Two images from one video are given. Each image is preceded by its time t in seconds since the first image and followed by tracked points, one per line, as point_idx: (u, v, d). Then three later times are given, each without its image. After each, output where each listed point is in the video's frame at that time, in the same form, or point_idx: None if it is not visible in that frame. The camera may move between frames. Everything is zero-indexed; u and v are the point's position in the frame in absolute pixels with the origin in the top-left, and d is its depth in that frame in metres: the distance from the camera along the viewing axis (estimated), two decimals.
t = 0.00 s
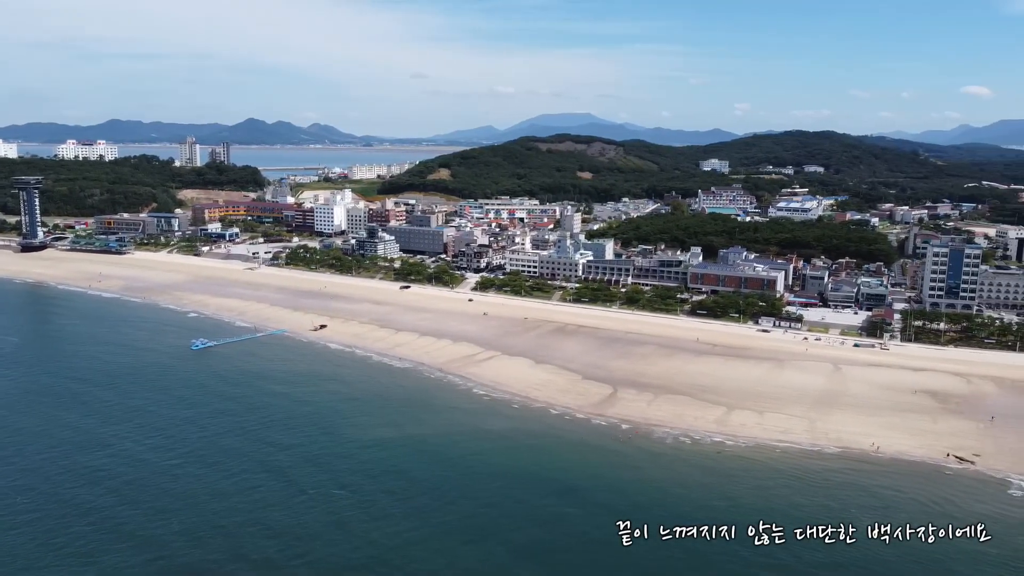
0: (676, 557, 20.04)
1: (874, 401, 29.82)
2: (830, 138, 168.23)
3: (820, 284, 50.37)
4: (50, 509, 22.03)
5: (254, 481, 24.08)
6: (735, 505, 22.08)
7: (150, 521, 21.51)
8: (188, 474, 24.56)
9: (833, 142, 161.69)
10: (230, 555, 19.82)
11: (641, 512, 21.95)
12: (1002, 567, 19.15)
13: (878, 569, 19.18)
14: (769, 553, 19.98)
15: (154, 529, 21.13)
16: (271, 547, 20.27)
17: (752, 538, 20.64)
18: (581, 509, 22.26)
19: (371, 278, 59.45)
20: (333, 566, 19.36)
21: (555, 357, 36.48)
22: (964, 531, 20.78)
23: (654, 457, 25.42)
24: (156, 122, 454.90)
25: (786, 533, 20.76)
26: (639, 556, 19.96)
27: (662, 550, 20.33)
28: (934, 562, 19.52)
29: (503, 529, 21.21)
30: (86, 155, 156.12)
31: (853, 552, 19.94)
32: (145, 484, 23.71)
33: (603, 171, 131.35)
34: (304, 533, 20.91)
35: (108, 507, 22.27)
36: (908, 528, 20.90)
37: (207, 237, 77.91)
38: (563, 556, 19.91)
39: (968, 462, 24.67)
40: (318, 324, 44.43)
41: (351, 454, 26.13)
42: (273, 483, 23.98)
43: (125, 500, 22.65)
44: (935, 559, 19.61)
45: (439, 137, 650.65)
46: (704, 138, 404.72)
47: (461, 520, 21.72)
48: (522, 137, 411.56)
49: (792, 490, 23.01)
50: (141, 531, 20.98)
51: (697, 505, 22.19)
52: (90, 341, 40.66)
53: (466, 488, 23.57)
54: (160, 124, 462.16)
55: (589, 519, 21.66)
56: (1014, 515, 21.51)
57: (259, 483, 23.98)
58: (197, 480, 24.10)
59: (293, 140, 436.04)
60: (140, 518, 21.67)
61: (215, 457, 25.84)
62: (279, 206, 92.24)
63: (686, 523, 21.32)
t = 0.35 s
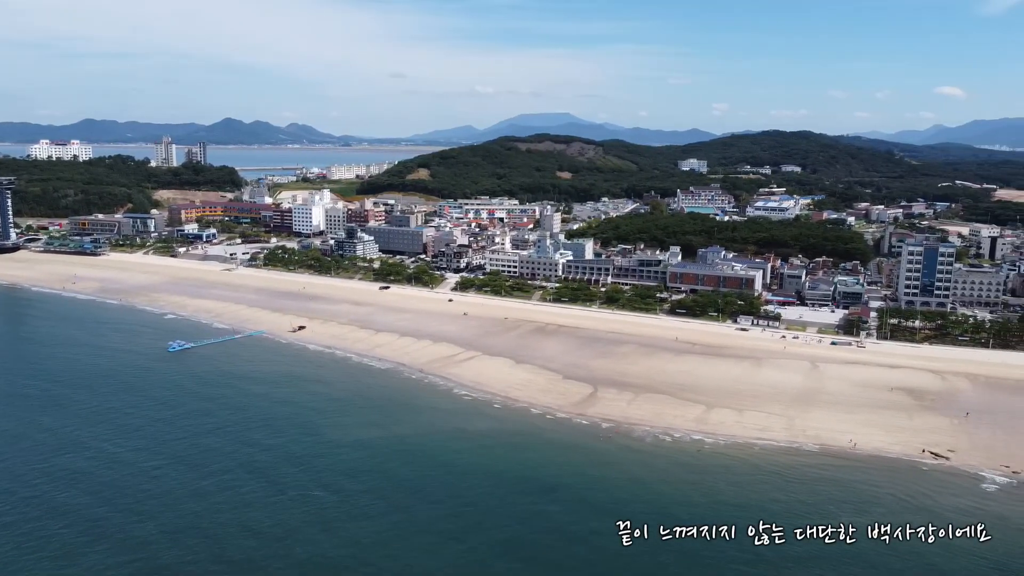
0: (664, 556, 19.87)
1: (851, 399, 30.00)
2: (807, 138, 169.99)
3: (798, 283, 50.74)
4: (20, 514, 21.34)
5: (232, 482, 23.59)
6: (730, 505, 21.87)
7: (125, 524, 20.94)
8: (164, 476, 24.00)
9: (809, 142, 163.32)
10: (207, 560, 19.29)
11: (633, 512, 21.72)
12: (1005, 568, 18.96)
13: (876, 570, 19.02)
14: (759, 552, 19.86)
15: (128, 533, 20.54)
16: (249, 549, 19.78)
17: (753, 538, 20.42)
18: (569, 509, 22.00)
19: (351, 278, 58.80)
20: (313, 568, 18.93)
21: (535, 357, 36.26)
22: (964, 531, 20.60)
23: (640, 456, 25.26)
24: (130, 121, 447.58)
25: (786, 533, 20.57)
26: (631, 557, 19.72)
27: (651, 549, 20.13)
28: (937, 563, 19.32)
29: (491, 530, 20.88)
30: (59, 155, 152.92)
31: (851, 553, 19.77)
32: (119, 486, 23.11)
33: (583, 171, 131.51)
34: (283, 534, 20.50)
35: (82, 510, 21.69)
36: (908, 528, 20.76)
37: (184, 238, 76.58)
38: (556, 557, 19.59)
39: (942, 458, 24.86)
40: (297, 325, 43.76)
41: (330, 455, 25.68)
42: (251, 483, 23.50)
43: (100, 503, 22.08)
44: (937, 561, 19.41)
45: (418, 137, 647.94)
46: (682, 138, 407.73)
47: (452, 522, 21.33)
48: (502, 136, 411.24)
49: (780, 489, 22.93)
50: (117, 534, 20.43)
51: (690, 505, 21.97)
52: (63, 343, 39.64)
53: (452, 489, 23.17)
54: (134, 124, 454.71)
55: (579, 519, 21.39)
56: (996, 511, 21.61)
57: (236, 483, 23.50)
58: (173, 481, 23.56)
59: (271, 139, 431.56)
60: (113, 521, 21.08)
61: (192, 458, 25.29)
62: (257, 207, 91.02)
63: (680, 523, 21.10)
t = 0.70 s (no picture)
0: (651, 554, 19.71)
1: (828, 396, 30.20)
2: (785, 138, 171.72)
3: (776, 282, 51.08)
4: None
5: (210, 483, 23.10)
6: (723, 505, 21.69)
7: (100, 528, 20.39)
8: (139, 478, 23.45)
9: (786, 142, 164.85)
10: (185, 563, 18.81)
11: (623, 511, 21.51)
12: (1008, 567, 18.75)
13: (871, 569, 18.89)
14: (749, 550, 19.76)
15: (104, 536, 20.03)
16: (229, 552, 19.36)
17: (752, 538, 20.23)
18: (556, 508, 21.76)
19: (330, 279, 58.17)
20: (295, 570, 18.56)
21: (515, 357, 36.05)
22: (964, 531, 20.41)
23: (627, 455, 25.09)
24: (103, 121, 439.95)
25: (786, 533, 20.41)
26: (620, 556, 19.52)
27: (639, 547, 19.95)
28: (940, 564, 19.11)
29: (478, 531, 20.57)
30: (29, 155, 149.69)
31: (848, 553, 19.66)
32: (93, 489, 22.52)
33: (563, 170, 131.59)
34: (262, 536, 20.08)
35: (55, 514, 21.10)
36: (908, 528, 20.55)
37: (160, 239, 75.27)
38: (547, 559, 19.30)
39: (918, 454, 25.05)
40: (275, 326, 43.13)
41: (309, 455, 25.25)
42: (230, 484, 23.05)
43: (74, 507, 21.48)
44: (937, 561, 19.26)
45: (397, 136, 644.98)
46: (661, 138, 409.91)
47: (439, 524, 20.96)
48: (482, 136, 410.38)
49: (766, 486, 22.89)
50: (91, 538, 19.88)
51: (682, 504, 21.80)
52: (35, 345, 38.67)
53: (438, 490, 22.82)
54: (107, 123, 446.90)
55: (567, 519, 21.15)
56: (978, 506, 21.71)
57: (214, 484, 23.02)
58: (149, 483, 23.01)
59: (248, 139, 426.66)
60: (88, 525, 20.55)
61: (168, 459, 24.74)
62: (234, 207, 89.78)
63: (673, 524, 20.87)
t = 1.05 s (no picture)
0: (638, 551, 19.59)
1: (805, 393, 30.36)
2: (763, 137, 173.48)
3: (754, 280, 51.40)
4: None
5: (188, 486, 22.61)
6: (716, 505, 21.54)
7: (77, 535, 19.88)
8: (115, 482, 22.89)
9: (763, 142, 166.33)
10: (161, 568, 18.37)
11: (614, 511, 21.32)
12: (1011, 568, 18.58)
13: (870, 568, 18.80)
14: (738, 548, 19.68)
15: (77, 542, 19.52)
16: (206, 556, 18.94)
17: (753, 539, 20.02)
18: (544, 508, 21.55)
19: (308, 280, 57.49)
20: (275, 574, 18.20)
21: (495, 356, 35.84)
22: (965, 531, 20.21)
23: (613, 453, 24.95)
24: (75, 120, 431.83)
25: (786, 533, 20.21)
26: (610, 555, 19.34)
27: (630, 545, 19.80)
28: (942, 564, 18.94)
29: (467, 534, 20.24)
30: None
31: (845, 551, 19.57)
32: (67, 494, 21.97)
33: (542, 170, 131.57)
34: (242, 540, 19.72)
35: (28, 519, 20.54)
36: (907, 528, 20.35)
37: (135, 240, 73.91)
38: (539, 561, 19.02)
39: (894, 450, 25.21)
40: (253, 327, 42.48)
41: (289, 457, 24.79)
42: (207, 487, 22.62)
43: (48, 514, 20.91)
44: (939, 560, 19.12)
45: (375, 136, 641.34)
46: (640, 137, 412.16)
47: (429, 527, 20.60)
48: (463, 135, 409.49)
49: (751, 483, 22.88)
50: (65, 545, 19.35)
51: (674, 504, 21.64)
52: (6, 347, 37.68)
53: (425, 492, 22.48)
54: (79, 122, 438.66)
55: (557, 519, 20.93)
56: (960, 501, 21.82)
57: (191, 487, 22.56)
58: (125, 487, 22.49)
59: (224, 138, 421.45)
60: (62, 531, 20.04)
61: (145, 462, 24.23)
62: (211, 207, 88.47)
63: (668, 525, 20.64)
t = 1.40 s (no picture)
0: (624, 550, 19.39)
1: (781, 391, 30.52)
2: (738, 137, 175.20)
3: (731, 279, 51.68)
4: None
5: (163, 493, 22.02)
6: (703, 505, 21.38)
7: (47, 547, 19.26)
8: (87, 489, 22.28)
9: (738, 142, 167.84)
10: None
11: (601, 511, 21.07)
12: (1012, 567, 18.41)
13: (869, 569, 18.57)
14: (725, 548, 19.53)
15: (48, 553, 18.97)
16: (180, 565, 18.48)
17: (753, 538, 19.84)
18: (530, 510, 21.24)
19: (285, 281, 56.70)
20: None
21: (473, 357, 35.56)
22: (964, 531, 20.05)
23: (597, 453, 24.74)
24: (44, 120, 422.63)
25: (786, 533, 20.02)
26: (597, 556, 19.08)
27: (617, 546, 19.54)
28: (935, 562, 18.86)
29: (454, 539, 19.83)
30: None
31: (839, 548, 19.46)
32: (37, 503, 21.35)
33: (521, 170, 131.42)
34: (218, 549, 19.18)
35: None
36: (908, 528, 20.13)
37: (108, 241, 72.34)
38: (527, 566, 18.65)
39: (869, 446, 25.36)
40: (229, 329, 41.74)
41: (265, 461, 24.27)
42: (182, 493, 22.05)
43: (16, 525, 20.22)
44: (939, 560, 18.93)
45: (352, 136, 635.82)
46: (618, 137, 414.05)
47: (416, 532, 20.14)
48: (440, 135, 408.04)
49: (735, 481, 22.80)
50: (36, 555, 18.82)
51: (664, 504, 21.41)
52: None
53: (407, 495, 22.07)
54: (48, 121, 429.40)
55: (543, 521, 20.63)
56: (941, 497, 21.91)
57: (166, 494, 21.98)
58: (97, 494, 21.91)
59: (198, 139, 415.65)
60: (32, 541, 19.45)
61: (117, 469, 23.60)
62: (186, 208, 86.95)
63: (657, 526, 20.41)
